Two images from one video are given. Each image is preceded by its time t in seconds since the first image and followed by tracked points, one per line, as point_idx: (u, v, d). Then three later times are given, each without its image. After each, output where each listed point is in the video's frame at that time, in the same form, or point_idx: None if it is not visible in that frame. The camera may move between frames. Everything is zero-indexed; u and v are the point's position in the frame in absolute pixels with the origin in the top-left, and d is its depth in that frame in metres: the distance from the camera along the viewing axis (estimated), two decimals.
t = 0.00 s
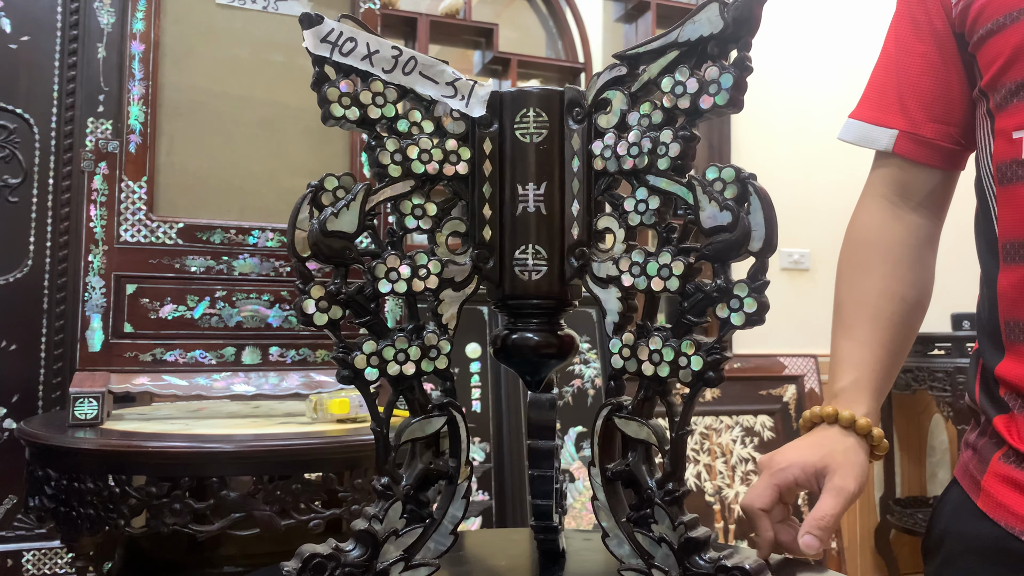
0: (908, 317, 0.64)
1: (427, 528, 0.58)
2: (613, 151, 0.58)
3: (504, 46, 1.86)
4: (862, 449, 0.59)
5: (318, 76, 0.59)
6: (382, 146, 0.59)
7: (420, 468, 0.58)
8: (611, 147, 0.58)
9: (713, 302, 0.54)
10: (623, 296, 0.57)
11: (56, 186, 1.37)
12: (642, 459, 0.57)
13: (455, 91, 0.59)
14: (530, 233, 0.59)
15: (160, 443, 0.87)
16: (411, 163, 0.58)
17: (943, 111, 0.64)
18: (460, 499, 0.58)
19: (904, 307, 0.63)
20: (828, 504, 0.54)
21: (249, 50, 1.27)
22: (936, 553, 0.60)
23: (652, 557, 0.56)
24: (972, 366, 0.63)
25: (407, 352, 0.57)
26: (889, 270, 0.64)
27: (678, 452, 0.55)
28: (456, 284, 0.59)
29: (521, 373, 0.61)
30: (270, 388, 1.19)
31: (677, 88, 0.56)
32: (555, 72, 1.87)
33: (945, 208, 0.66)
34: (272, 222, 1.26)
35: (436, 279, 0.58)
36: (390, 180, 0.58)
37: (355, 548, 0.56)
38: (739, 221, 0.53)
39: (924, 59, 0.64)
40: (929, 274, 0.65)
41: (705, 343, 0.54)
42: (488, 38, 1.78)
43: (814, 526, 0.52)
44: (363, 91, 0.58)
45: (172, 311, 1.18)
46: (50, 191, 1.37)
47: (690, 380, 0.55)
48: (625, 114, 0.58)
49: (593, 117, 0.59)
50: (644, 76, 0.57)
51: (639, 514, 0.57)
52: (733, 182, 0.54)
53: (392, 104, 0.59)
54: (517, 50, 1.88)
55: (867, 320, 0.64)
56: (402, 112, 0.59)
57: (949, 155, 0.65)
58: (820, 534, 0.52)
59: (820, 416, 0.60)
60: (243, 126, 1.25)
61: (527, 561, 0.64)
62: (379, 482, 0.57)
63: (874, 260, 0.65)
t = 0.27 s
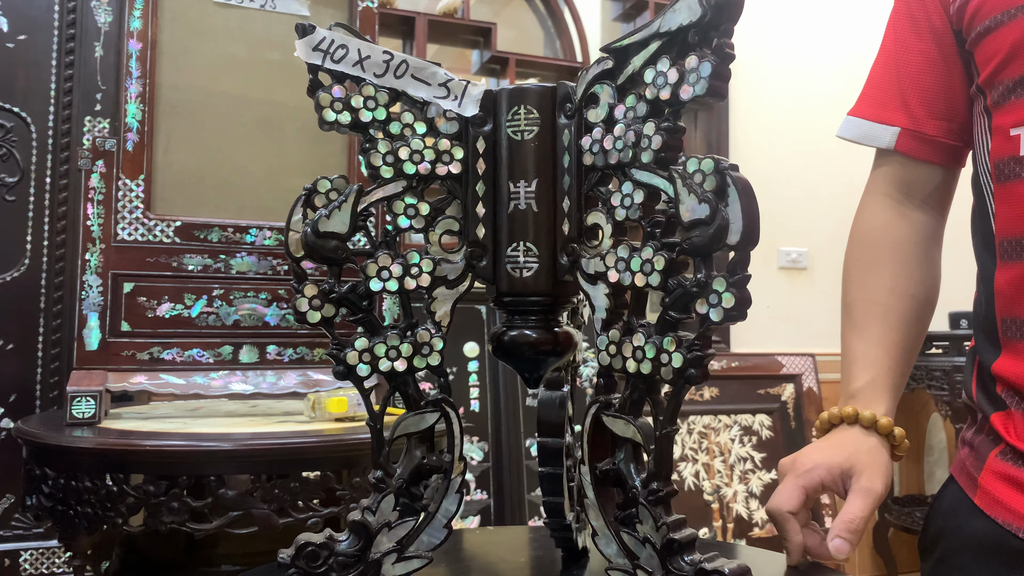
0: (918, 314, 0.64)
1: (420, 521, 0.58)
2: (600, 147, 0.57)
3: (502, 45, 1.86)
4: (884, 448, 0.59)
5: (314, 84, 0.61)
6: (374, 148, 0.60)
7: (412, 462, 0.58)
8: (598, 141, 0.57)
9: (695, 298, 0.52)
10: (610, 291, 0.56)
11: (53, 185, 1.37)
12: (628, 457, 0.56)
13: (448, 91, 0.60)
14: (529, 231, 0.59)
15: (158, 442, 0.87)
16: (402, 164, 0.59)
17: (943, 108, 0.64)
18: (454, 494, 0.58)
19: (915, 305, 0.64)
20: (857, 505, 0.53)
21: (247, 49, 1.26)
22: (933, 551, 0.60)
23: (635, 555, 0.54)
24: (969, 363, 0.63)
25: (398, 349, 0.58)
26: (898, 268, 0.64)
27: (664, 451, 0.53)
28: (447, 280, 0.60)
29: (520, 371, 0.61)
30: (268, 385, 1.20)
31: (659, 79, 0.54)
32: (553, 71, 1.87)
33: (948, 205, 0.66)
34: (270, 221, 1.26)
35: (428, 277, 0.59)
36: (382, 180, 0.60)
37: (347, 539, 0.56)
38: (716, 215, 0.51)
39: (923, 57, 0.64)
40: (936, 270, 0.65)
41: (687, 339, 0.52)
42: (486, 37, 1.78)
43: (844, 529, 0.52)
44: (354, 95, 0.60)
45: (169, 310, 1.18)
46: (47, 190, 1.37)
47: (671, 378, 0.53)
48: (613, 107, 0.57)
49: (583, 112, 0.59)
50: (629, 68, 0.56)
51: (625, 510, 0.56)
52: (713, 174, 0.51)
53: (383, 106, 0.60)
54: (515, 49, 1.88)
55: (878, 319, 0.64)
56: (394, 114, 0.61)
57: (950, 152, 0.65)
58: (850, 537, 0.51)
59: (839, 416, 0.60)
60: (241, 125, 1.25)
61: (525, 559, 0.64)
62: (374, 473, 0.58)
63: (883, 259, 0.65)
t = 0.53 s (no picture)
0: (924, 310, 0.64)
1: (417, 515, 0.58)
2: (585, 145, 0.56)
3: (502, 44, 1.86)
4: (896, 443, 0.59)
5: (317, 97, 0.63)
6: (372, 154, 0.61)
7: (411, 459, 0.59)
8: (583, 139, 0.57)
9: (667, 298, 0.50)
10: (597, 291, 0.56)
11: (54, 185, 1.37)
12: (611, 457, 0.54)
13: (444, 96, 0.61)
14: (529, 231, 0.59)
15: (159, 442, 0.87)
16: (398, 169, 0.61)
17: (944, 107, 0.64)
18: (451, 491, 0.58)
19: (922, 302, 0.64)
20: (877, 501, 0.53)
21: (247, 49, 1.26)
22: (932, 550, 0.60)
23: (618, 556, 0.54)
24: (968, 363, 0.63)
25: (395, 348, 0.58)
26: (902, 265, 0.64)
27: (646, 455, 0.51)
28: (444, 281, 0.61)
29: (521, 370, 0.61)
30: (269, 385, 1.20)
31: (634, 73, 0.53)
32: (553, 70, 1.87)
33: (949, 204, 0.66)
34: (270, 221, 1.26)
35: (425, 278, 0.60)
36: (380, 185, 0.61)
37: (347, 530, 0.58)
38: (685, 210, 0.49)
39: (923, 55, 0.64)
40: (938, 265, 0.65)
41: (662, 339, 0.50)
42: (486, 37, 1.78)
43: (865, 526, 0.51)
44: (353, 105, 0.61)
45: (170, 310, 1.18)
46: (48, 191, 1.37)
47: (647, 378, 0.51)
48: (596, 105, 0.57)
49: (571, 111, 0.59)
50: (609, 64, 0.55)
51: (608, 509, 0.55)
52: (682, 170, 0.50)
53: (378, 113, 0.61)
54: (515, 48, 1.88)
55: (885, 315, 0.64)
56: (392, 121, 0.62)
57: (952, 151, 0.65)
58: (872, 534, 0.51)
59: (851, 412, 0.60)
60: (242, 125, 1.25)
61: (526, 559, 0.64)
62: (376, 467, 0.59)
63: (889, 254, 0.65)
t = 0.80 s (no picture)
0: (931, 307, 0.64)
1: (417, 510, 0.59)
2: (567, 144, 0.57)
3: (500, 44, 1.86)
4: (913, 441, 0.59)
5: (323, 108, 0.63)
6: (374, 159, 0.62)
7: (412, 455, 0.59)
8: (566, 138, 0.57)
9: (635, 297, 0.50)
10: (580, 291, 0.56)
11: (52, 185, 1.37)
12: (591, 458, 0.54)
13: (442, 100, 0.61)
14: (530, 231, 0.59)
15: (158, 441, 0.87)
16: (399, 173, 0.61)
17: (944, 107, 0.64)
18: (450, 487, 0.58)
19: (927, 299, 0.64)
20: (902, 504, 0.54)
21: (246, 49, 1.26)
22: (931, 550, 0.60)
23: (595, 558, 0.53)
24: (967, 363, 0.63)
25: (396, 347, 0.59)
26: (908, 263, 0.65)
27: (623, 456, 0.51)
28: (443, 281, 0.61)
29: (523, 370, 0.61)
30: (268, 385, 1.19)
31: (607, 69, 0.53)
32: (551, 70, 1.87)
33: (949, 203, 0.67)
34: (269, 220, 1.26)
35: (424, 279, 0.60)
36: (381, 190, 0.61)
37: (351, 522, 0.59)
38: (649, 207, 0.49)
39: (922, 55, 0.64)
40: (942, 262, 0.66)
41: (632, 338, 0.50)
42: (485, 37, 1.78)
43: (895, 529, 0.53)
44: (356, 114, 0.62)
45: (168, 309, 1.18)
46: (46, 190, 1.37)
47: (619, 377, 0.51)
48: (578, 103, 0.57)
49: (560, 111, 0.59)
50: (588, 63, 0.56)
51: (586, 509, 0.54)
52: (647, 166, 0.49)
53: (380, 121, 0.62)
54: (513, 48, 1.88)
55: (892, 312, 0.64)
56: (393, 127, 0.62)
57: (952, 151, 0.65)
58: (901, 536, 0.53)
59: (866, 412, 0.60)
60: (241, 125, 1.25)
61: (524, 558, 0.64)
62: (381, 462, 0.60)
63: (895, 252, 0.65)
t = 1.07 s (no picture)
0: (930, 307, 0.64)
1: (420, 504, 0.59)
2: (548, 143, 0.57)
3: (499, 44, 1.86)
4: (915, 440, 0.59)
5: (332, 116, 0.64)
6: (378, 163, 0.62)
7: (415, 451, 0.60)
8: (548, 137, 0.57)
9: (596, 296, 0.50)
10: (561, 289, 0.55)
11: (50, 183, 1.37)
12: (570, 458, 0.54)
13: (443, 104, 0.62)
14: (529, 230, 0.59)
15: (155, 440, 0.87)
16: (402, 176, 0.62)
17: (943, 107, 0.64)
18: (452, 482, 0.59)
19: (927, 298, 0.64)
20: (910, 504, 0.55)
21: (244, 47, 1.26)
22: (927, 552, 0.60)
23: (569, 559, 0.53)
24: (963, 363, 0.63)
25: (398, 346, 0.60)
26: (907, 262, 0.65)
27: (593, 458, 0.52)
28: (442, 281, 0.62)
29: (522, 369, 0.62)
30: (266, 384, 1.18)
31: (577, 68, 0.53)
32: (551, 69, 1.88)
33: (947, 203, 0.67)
34: (267, 219, 1.26)
35: (425, 279, 0.61)
36: (385, 193, 0.62)
37: (359, 514, 0.60)
38: (609, 204, 0.49)
39: (921, 55, 0.64)
40: (940, 261, 0.66)
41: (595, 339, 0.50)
42: (484, 36, 1.77)
43: (905, 530, 0.53)
44: (361, 120, 0.63)
45: (166, 308, 1.18)
46: (44, 188, 1.37)
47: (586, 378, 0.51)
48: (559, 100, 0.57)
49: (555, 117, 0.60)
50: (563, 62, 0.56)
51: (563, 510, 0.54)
52: (606, 164, 0.50)
53: (384, 126, 0.63)
54: (513, 48, 1.88)
55: (892, 311, 0.64)
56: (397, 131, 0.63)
57: (951, 151, 0.65)
58: (911, 537, 0.53)
59: (867, 411, 0.60)
60: (239, 123, 1.25)
61: (520, 557, 0.64)
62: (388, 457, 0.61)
63: (894, 252, 0.65)
